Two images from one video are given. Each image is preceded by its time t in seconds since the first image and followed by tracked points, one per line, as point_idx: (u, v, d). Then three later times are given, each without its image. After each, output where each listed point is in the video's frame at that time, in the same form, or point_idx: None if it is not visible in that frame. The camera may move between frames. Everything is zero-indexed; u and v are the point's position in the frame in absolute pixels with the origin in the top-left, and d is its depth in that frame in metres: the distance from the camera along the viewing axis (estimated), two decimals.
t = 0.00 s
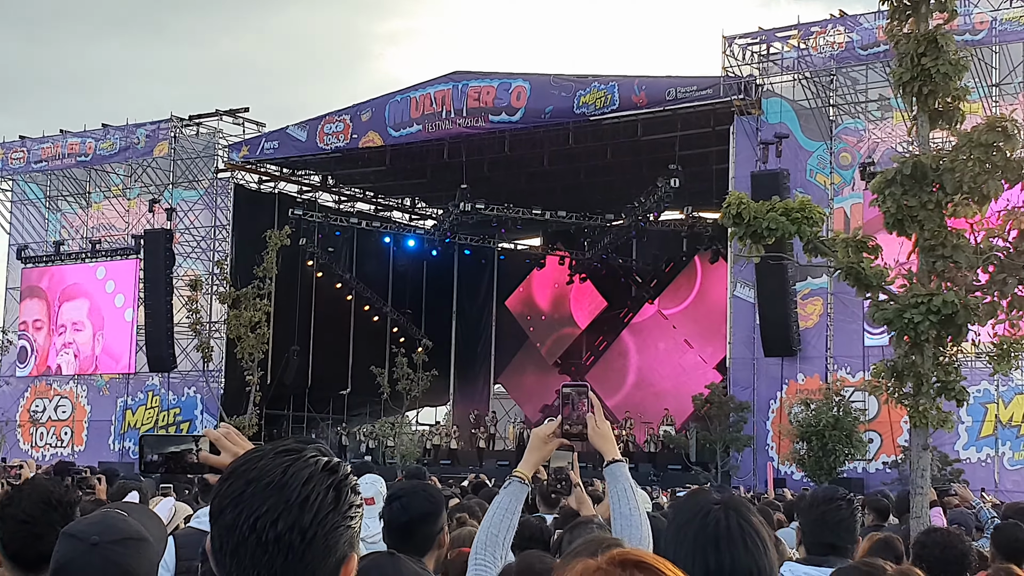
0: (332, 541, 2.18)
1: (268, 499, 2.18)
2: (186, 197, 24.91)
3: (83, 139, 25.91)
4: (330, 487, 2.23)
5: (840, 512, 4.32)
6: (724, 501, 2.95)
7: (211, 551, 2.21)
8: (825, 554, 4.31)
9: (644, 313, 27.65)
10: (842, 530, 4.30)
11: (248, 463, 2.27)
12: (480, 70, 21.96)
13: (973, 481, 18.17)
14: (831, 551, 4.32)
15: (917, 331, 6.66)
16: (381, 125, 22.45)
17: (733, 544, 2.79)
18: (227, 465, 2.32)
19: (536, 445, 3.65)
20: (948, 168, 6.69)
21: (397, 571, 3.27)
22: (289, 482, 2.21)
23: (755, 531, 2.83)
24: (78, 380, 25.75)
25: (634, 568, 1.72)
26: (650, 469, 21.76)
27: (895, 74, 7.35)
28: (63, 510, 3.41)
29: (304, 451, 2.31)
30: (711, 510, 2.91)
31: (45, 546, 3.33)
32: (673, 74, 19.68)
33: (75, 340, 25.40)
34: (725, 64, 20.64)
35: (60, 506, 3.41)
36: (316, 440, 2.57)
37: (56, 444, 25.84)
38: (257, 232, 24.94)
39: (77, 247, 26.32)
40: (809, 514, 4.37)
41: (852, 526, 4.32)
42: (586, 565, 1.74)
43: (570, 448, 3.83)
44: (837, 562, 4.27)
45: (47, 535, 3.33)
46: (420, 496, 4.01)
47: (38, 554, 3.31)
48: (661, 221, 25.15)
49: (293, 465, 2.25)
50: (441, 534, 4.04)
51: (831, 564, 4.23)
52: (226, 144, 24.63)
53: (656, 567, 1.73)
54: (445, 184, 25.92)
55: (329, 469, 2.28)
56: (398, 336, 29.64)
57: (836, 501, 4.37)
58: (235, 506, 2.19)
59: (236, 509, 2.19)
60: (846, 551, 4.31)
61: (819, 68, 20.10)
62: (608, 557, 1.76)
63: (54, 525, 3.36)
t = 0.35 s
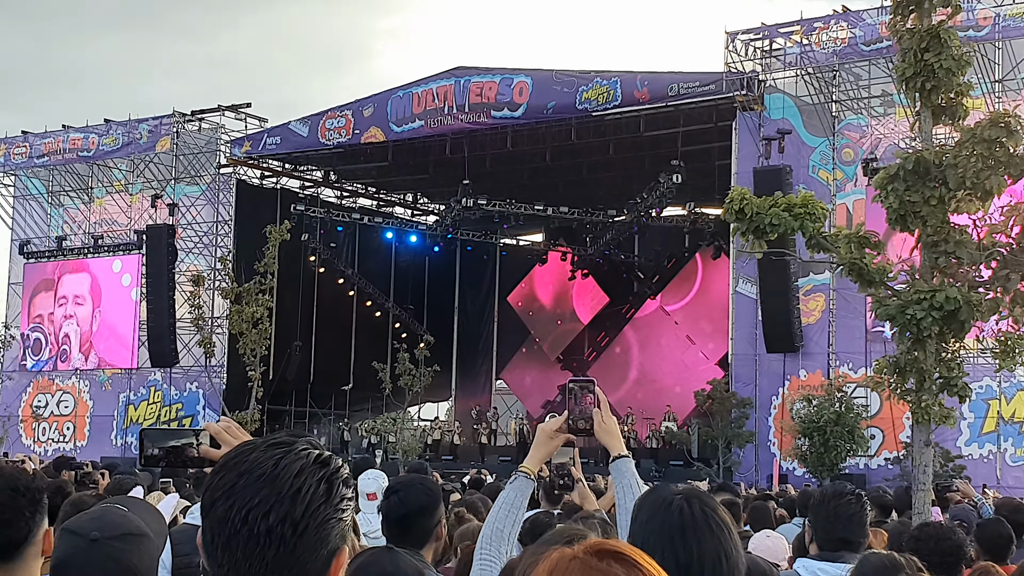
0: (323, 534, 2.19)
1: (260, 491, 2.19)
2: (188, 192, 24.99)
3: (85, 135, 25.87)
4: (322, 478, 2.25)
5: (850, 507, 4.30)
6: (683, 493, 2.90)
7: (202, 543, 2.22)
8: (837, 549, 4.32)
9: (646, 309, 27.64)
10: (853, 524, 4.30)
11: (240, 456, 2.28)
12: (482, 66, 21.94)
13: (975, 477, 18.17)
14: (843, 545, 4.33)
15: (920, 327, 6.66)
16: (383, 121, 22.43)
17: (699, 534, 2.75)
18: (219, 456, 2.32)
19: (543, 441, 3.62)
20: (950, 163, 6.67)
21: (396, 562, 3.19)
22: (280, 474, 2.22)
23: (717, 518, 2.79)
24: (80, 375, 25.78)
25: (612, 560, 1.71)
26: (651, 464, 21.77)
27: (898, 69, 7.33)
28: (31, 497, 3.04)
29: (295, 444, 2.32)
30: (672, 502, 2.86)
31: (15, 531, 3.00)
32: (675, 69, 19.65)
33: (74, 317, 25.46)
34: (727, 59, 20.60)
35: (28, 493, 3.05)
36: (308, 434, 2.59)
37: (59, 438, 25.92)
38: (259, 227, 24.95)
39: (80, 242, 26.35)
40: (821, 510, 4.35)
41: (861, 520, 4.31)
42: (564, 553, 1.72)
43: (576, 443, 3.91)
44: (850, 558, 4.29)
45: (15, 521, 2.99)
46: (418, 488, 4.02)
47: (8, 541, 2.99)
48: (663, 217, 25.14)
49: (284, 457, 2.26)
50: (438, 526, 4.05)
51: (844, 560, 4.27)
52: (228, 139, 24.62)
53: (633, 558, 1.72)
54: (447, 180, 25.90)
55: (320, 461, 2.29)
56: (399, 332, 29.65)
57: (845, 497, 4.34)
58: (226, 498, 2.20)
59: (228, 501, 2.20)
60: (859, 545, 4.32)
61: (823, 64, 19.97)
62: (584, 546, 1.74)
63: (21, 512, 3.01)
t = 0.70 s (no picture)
0: (320, 529, 2.17)
1: (255, 485, 2.18)
2: (189, 190, 24.99)
3: (87, 133, 25.84)
4: (318, 474, 2.24)
5: (855, 505, 4.30)
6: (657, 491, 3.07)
7: (199, 539, 2.21)
8: (842, 548, 4.30)
9: (646, 307, 27.61)
10: (859, 523, 4.28)
11: (237, 452, 2.27)
12: (482, 64, 21.90)
13: (977, 475, 18.15)
14: (847, 544, 4.30)
15: (921, 325, 6.64)
16: (384, 119, 22.40)
17: (675, 528, 2.94)
18: (216, 453, 2.32)
19: (550, 439, 3.59)
20: (952, 161, 6.63)
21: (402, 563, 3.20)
22: (276, 469, 2.21)
23: (693, 512, 3.00)
24: (82, 373, 25.79)
25: (591, 562, 1.75)
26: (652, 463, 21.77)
27: (899, 67, 7.31)
28: (18, 492, 3.02)
29: (292, 440, 2.31)
30: (645, 500, 3.04)
31: (5, 527, 2.98)
32: (676, 67, 19.63)
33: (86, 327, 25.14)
34: (728, 58, 20.60)
35: (16, 488, 3.03)
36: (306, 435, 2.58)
37: (61, 437, 25.94)
38: (260, 226, 24.95)
39: (81, 241, 26.35)
40: (825, 510, 4.35)
41: (866, 518, 4.30)
42: (543, 557, 1.76)
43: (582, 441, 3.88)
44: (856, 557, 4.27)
45: (4, 516, 2.97)
46: (421, 490, 4.00)
47: None
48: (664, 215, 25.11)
49: (279, 453, 2.25)
50: (440, 527, 4.03)
51: (850, 559, 4.22)
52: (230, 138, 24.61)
53: (612, 560, 1.75)
54: (448, 178, 25.86)
55: (317, 457, 2.29)
56: (400, 330, 29.64)
57: (850, 494, 4.34)
58: (221, 493, 2.19)
59: (223, 496, 2.19)
60: (866, 542, 4.31)
61: (823, 62, 19.93)
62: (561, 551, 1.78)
63: (9, 507, 2.99)
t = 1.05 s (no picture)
0: (327, 524, 2.19)
1: (264, 480, 2.20)
2: (196, 187, 25.03)
3: (95, 131, 25.88)
4: (326, 469, 2.25)
5: (855, 504, 4.28)
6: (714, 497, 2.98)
7: (208, 535, 2.22)
8: (842, 545, 4.31)
9: (653, 305, 27.61)
10: (858, 521, 4.27)
11: (245, 447, 2.29)
12: (490, 61, 21.92)
13: (984, 474, 18.12)
14: (848, 543, 4.31)
15: (929, 324, 6.63)
16: (390, 117, 22.42)
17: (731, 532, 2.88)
18: (225, 449, 2.33)
19: (562, 437, 3.64)
20: (961, 159, 6.64)
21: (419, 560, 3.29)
22: (284, 464, 2.23)
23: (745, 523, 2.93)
24: (88, 370, 25.86)
25: (572, 561, 1.76)
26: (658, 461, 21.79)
27: (909, 64, 7.30)
28: (33, 489, 3.04)
29: (299, 435, 2.33)
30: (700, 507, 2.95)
31: (19, 523, 2.99)
32: (683, 65, 19.63)
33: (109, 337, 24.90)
34: (735, 55, 20.58)
35: (30, 485, 3.05)
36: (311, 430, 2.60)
37: (66, 434, 26.03)
38: (267, 223, 25.00)
39: (88, 238, 26.40)
40: (824, 509, 4.34)
41: (867, 517, 4.29)
42: (529, 554, 1.79)
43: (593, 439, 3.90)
44: (855, 554, 4.28)
45: (18, 512, 2.98)
46: (426, 488, 4.01)
47: (11, 533, 2.98)
48: (671, 213, 25.10)
49: (287, 449, 2.27)
50: (445, 524, 4.04)
51: (848, 557, 4.24)
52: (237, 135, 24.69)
53: (592, 558, 1.76)
54: (454, 176, 25.88)
55: (325, 453, 2.30)
56: (407, 328, 29.67)
57: (849, 492, 4.32)
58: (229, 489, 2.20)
59: (232, 492, 2.20)
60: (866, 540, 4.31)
61: (831, 60, 19.87)
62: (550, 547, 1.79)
63: (23, 503, 2.99)
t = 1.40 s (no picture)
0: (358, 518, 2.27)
1: (304, 476, 2.23)
2: (198, 184, 25.08)
3: (96, 127, 25.87)
4: (353, 466, 2.32)
5: (817, 496, 4.18)
6: (751, 498, 2.98)
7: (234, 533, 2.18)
8: (807, 539, 4.16)
9: (656, 302, 27.65)
10: (823, 512, 4.15)
11: (274, 443, 2.28)
12: (492, 58, 21.96)
13: (985, 471, 18.13)
14: (813, 535, 4.17)
15: (929, 320, 6.67)
16: (392, 114, 22.44)
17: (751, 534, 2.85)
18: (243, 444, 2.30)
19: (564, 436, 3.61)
20: (962, 157, 6.71)
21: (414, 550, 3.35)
22: (321, 460, 2.26)
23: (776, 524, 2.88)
24: (90, 367, 25.90)
25: (578, 558, 1.82)
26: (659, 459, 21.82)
27: (910, 62, 7.34)
28: (46, 486, 3.07)
29: (320, 432, 2.37)
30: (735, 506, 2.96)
31: (31, 519, 3.02)
32: (685, 63, 19.63)
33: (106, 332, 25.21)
34: (736, 53, 20.68)
35: (43, 482, 3.08)
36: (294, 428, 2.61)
37: (68, 430, 26.07)
38: (269, 220, 25.02)
39: (90, 235, 26.41)
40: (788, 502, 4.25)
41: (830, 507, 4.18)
42: (538, 552, 1.86)
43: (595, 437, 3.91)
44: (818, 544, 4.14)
45: (30, 508, 3.01)
46: (427, 481, 4.05)
47: (23, 528, 3.00)
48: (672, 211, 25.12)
49: (319, 444, 2.31)
50: (444, 520, 4.06)
51: (814, 549, 4.10)
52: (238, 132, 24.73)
53: (599, 555, 1.82)
54: (457, 173, 25.91)
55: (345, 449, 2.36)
56: (409, 325, 29.70)
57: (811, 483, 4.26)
58: (268, 485, 2.20)
59: (270, 487, 2.19)
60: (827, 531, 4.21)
61: (833, 58, 19.93)
62: (561, 545, 1.86)
63: (36, 501, 3.03)
